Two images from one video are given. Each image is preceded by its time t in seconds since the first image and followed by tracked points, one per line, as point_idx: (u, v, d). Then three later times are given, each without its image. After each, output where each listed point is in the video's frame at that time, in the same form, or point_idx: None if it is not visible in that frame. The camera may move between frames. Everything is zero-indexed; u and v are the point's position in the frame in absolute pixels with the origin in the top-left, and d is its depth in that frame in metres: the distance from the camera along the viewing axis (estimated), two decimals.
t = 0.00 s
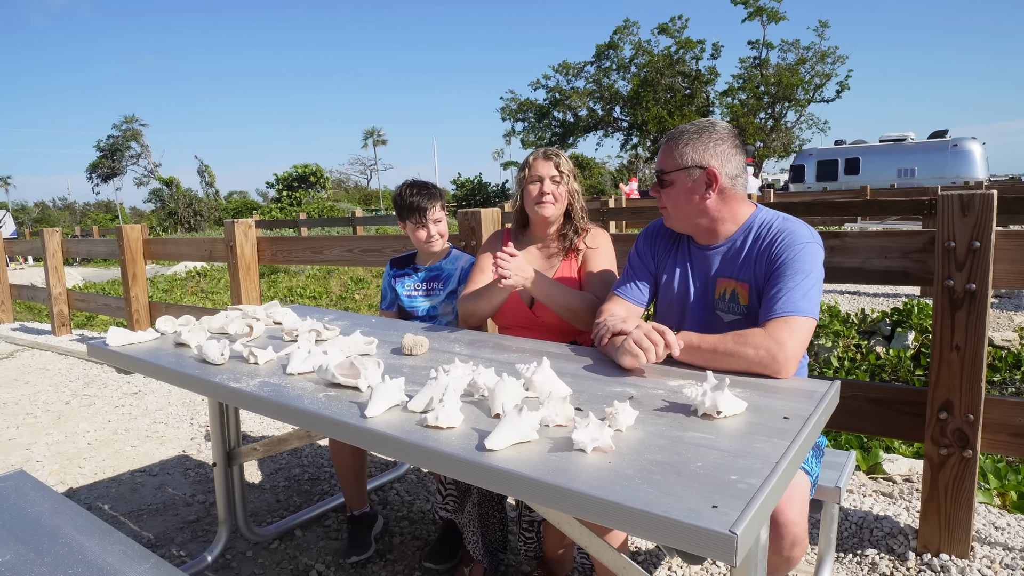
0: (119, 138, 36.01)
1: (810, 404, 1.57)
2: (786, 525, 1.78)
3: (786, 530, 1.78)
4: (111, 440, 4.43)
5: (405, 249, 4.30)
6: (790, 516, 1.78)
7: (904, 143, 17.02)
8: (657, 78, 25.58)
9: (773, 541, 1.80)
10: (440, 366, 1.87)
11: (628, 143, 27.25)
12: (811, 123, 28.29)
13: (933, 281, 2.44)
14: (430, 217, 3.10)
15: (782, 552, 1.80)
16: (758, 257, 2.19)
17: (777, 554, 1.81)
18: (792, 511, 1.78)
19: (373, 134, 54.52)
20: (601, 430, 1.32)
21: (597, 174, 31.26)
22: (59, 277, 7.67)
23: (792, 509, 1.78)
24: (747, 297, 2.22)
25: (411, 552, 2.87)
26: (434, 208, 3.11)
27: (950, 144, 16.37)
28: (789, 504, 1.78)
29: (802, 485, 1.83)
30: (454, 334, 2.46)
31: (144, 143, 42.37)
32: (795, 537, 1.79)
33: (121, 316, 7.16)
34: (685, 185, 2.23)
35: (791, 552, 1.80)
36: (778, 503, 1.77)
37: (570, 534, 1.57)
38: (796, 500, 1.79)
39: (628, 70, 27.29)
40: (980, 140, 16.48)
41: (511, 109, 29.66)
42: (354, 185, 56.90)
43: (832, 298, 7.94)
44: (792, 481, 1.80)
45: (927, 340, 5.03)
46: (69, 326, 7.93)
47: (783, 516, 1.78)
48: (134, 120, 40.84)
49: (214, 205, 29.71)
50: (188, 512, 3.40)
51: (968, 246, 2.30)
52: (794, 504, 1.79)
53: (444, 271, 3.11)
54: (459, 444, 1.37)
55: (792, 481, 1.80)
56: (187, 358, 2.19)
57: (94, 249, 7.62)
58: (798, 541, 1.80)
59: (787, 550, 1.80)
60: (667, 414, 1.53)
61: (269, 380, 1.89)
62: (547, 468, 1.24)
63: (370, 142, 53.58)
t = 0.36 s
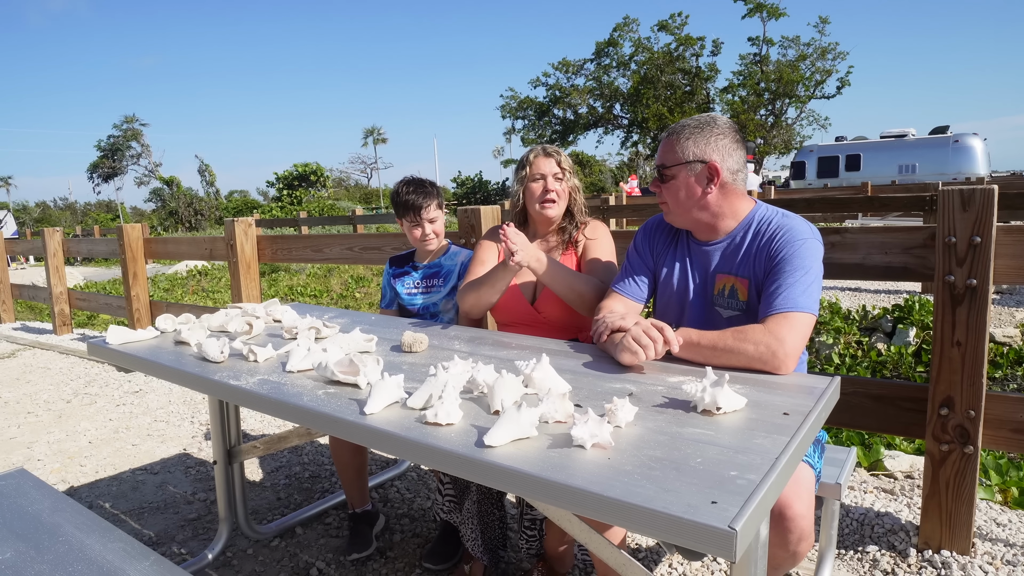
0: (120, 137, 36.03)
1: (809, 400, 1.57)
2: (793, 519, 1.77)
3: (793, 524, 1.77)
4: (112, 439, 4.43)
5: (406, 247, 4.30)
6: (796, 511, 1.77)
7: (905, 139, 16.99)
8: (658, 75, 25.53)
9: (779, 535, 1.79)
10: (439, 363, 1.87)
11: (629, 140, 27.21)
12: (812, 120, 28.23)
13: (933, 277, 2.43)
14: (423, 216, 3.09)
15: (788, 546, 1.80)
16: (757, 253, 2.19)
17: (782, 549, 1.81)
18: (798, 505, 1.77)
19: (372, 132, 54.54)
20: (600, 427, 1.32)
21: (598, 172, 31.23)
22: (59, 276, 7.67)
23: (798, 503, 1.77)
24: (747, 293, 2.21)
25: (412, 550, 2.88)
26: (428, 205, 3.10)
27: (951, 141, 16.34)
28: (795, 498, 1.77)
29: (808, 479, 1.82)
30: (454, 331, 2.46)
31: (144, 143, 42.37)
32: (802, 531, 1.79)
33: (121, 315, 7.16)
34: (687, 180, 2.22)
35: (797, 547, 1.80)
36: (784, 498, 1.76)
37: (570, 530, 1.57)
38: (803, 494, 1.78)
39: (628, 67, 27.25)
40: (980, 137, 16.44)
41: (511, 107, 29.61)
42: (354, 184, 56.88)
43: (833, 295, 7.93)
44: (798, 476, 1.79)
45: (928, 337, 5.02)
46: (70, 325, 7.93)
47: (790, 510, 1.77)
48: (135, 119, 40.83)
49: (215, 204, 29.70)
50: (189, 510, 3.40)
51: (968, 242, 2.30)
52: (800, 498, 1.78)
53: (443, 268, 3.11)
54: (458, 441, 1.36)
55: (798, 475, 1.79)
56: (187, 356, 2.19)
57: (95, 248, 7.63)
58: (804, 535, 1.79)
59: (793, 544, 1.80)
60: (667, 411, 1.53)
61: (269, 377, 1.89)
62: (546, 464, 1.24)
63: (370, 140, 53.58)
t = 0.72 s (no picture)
0: (120, 134, 35.97)
1: (808, 399, 1.57)
2: (789, 519, 1.77)
3: (790, 523, 1.77)
4: (111, 436, 4.43)
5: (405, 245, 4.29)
6: (793, 511, 1.77)
7: (905, 138, 16.99)
8: (658, 73, 25.52)
9: (777, 534, 1.79)
10: (438, 361, 1.86)
11: (629, 138, 27.18)
12: (811, 119, 28.19)
13: (933, 277, 2.43)
14: (417, 208, 3.08)
15: (785, 546, 1.80)
16: (754, 252, 2.19)
17: (779, 548, 1.81)
18: (795, 505, 1.77)
19: (372, 130, 54.56)
20: (600, 426, 1.31)
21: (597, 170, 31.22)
22: (58, 272, 7.67)
23: (795, 502, 1.77)
24: (744, 292, 2.21)
25: (410, 548, 2.88)
26: (424, 197, 3.10)
27: (951, 140, 16.35)
28: (792, 498, 1.77)
29: (806, 478, 1.82)
30: (453, 329, 2.46)
31: (144, 139, 42.27)
32: (799, 531, 1.79)
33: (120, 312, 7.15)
34: (710, 169, 2.20)
35: (795, 546, 1.80)
36: (781, 498, 1.76)
37: (569, 529, 1.57)
38: (800, 494, 1.78)
39: (628, 65, 27.22)
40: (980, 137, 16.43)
41: (511, 104, 29.58)
42: (354, 181, 56.86)
43: (832, 294, 7.94)
44: (795, 475, 1.79)
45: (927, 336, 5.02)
46: (69, 322, 7.92)
47: (787, 510, 1.77)
48: (134, 115, 40.79)
49: (214, 200, 29.66)
50: (188, 507, 3.40)
51: (968, 242, 2.30)
52: (797, 498, 1.78)
53: (443, 266, 3.10)
54: (457, 439, 1.36)
55: (796, 475, 1.79)
56: (186, 353, 2.19)
57: (94, 245, 7.61)
58: (801, 535, 1.80)
59: (791, 544, 1.80)
60: (667, 409, 1.53)
61: (267, 375, 1.89)
62: (546, 463, 1.24)
63: (370, 137, 53.56)
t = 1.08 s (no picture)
0: (119, 130, 35.91)
1: (807, 398, 1.58)
2: (787, 516, 1.78)
3: (788, 521, 1.78)
4: (110, 432, 4.43)
5: (405, 243, 4.29)
6: (791, 508, 1.78)
7: (904, 139, 17.00)
8: (658, 73, 25.50)
9: (774, 531, 1.80)
10: (439, 358, 1.87)
11: (629, 137, 27.18)
12: (811, 119, 28.21)
13: (933, 277, 2.44)
14: (417, 204, 3.09)
15: (783, 543, 1.81)
16: (752, 251, 2.19)
17: (777, 545, 1.82)
18: (793, 503, 1.78)
19: (372, 128, 54.62)
20: (600, 423, 1.32)
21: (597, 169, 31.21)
22: (57, 269, 7.66)
23: (793, 500, 1.78)
24: (742, 291, 2.21)
25: (409, 545, 2.88)
26: (423, 193, 3.09)
27: (950, 141, 16.35)
28: (790, 496, 1.77)
29: (804, 477, 1.82)
30: (453, 327, 2.46)
31: (143, 136, 42.17)
32: (796, 528, 1.79)
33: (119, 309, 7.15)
34: (716, 167, 2.22)
35: (792, 544, 1.81)
36: (779, 496, 1.77)
37: (568, 527, 1.57)
38: (798, 492, 1.79)
39: (629, 64, 27.20)
40: (980, 138, 16.43)
41: (511, 103, 29.55)
42: (354, 179, 56.87)
43: (831, 295, 7.95)
44: (794, 474, 1.79)
45: (926, 337, 5.03)
46: (68, 318, 7.92)
47: (785, 508, 1.78)
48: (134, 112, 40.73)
49: (214, 198, 29.62)
50: (187, 504, 3.41)
51: (968, 242, 2.30)
52: (796, 496, 1.78)
53: (443, 264, 3.10)
54: (458, 436, 1.37)
55: (794, 474, 1.79)
56: (187, 349, 2.19)
57: (93, 241, 7.61)
58: (799, 532, 1.80)
59: (789, 541, 1.81)
60: (666, 407, 1.53)
61: (268, 371, 1.89)
62: (546, 459, 1.24)
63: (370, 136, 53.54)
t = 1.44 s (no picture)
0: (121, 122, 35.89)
1: (805, 399, 1.58)
2: (788, 490, 1.80)
3: (789, 495, 1.80)
4: (109, 424, 4.44)
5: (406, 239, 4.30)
6: (792, 481, 1.79)
7: (906, 141, 16.99)
8: (661, 72, 25.47)
9: (776, 506, 1.82)
10: (439, 355, 1.88)
11: (630, 136, 27.16)
12: (814, 121, 28.20)
13: (932, 280, 2.44)
14: (417, 200, 3.09)
15: (785, 519, 1.82)
16: (751, 252, 2.20)
17: (780, 522, 1.83)
18: (793, 477, 1.80)
19: (374, 123, 54.58)
20: (599, 421, 1.33)
21: (598, 168, 31.19)
22: (58, 260, 7.66)
23: (793, 474, 1.79)
24: (741, 292, 2.22)
25: (407, 540, 2.89)
26: (423, 189, 3.10)
27: (952, 144, 16.36)
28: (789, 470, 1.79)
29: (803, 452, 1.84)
30: (453, 324, 2.47)
31: (144, 128, 42.18)
32: (797, 502, 1.81)
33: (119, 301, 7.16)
34: (716, 168, 2.23)
35: (795, 520, 1.82)
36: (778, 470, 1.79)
37: (566, 523, 1.58)
38: (798, 466, 1.81)
39: (632, 63, 27.17)
40: (983, 142, 16.42)
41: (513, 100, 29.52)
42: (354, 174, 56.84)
43: (831, 296, 7.96)
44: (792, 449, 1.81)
45: (925, 340, 5.04)
46: (68, 310, 7.93)
47: (786, 481, 1.79)
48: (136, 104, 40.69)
49: (215, 191, 29.61)
50: (185, 496, 3.42)
51: (968, 246, 2.31)
52: (796, 470, 1.80)
53: (443, 259, 3.12)
54: (458, 432, 1.38)
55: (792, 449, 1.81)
56: (188, 342, 2.20)
57: (93, 234, 7.62)
58: (800, 507, 1.82)
59: (791, 517, 1.82)
60: (665, 407, 1.54)
61: (269, 365, 1.90)
62: (546, 457, 1.25)
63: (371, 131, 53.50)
